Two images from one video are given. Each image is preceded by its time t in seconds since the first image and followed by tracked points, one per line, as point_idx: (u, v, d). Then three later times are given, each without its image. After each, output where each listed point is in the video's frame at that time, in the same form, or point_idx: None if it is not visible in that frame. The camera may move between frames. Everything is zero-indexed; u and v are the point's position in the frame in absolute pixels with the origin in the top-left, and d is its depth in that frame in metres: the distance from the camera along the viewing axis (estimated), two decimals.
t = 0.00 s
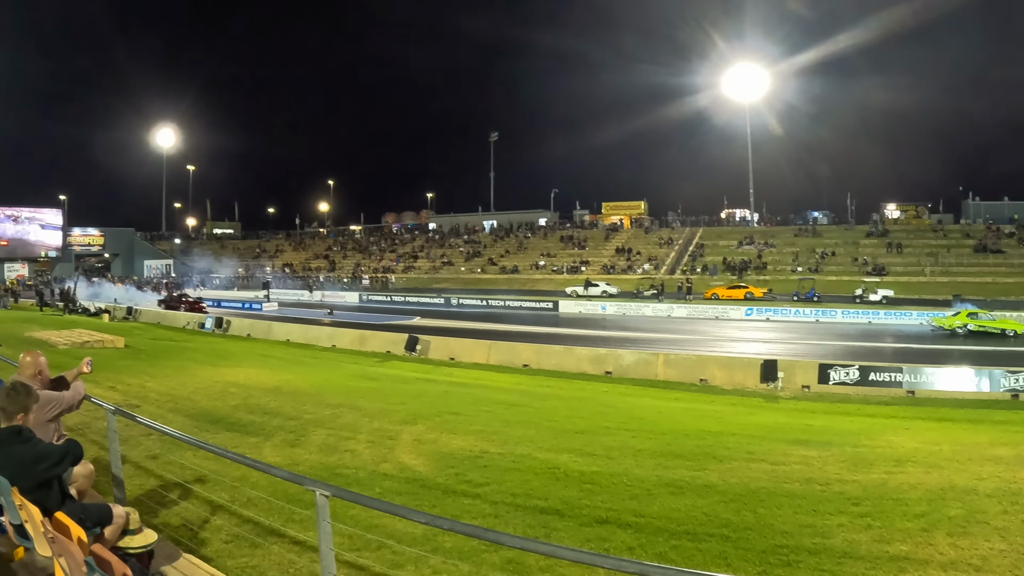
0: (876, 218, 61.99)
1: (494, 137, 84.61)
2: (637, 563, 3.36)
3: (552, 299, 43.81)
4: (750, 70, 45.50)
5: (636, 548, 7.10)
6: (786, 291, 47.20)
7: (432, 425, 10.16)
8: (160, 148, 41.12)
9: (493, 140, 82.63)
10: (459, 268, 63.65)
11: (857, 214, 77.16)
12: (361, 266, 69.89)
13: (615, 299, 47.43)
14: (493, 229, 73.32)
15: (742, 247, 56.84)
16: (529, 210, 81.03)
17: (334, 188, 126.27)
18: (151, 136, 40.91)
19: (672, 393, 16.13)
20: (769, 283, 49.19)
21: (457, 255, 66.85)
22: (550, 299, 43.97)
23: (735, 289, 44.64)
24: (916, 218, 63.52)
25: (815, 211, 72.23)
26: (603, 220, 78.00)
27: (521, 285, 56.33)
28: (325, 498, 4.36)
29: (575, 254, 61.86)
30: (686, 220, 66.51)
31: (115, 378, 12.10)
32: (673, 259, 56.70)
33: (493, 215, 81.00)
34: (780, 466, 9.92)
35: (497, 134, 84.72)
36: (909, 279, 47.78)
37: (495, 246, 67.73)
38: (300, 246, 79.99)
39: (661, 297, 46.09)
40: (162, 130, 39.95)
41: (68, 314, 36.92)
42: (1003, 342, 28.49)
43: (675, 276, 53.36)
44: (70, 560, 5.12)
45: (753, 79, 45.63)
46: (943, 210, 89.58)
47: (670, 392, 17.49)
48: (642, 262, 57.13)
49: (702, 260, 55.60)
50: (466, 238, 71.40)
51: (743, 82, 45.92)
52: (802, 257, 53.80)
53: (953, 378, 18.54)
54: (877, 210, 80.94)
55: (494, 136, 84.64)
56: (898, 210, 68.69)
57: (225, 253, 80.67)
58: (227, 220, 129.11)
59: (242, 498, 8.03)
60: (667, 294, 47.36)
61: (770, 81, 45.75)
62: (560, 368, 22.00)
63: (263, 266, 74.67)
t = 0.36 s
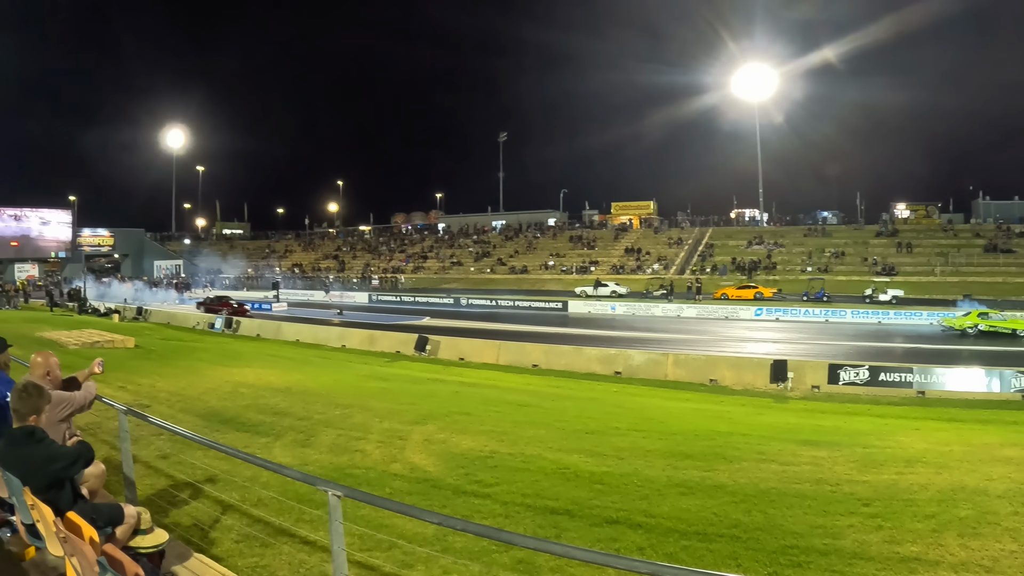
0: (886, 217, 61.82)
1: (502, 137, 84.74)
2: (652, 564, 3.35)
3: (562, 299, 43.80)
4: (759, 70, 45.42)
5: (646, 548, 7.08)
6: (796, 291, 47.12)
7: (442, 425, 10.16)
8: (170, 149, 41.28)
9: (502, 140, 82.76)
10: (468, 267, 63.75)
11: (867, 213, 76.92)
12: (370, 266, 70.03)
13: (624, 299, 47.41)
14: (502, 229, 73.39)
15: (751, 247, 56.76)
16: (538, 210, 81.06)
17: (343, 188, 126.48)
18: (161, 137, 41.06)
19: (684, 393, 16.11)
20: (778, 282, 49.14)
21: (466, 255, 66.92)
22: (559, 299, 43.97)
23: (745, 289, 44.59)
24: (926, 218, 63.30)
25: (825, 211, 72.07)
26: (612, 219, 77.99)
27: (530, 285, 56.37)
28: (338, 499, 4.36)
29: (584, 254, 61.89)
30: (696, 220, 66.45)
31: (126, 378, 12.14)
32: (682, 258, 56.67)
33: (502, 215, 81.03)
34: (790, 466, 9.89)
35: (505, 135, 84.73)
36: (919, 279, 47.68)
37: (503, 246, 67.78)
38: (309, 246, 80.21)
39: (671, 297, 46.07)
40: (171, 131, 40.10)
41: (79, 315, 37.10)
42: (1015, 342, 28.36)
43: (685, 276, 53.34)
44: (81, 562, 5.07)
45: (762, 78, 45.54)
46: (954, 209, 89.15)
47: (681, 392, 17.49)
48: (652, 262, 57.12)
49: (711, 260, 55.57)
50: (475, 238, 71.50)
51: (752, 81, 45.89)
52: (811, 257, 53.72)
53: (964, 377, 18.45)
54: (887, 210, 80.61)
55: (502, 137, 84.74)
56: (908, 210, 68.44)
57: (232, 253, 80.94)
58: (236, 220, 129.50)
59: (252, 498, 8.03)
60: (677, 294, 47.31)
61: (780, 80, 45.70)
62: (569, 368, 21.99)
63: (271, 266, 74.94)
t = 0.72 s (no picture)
0: (892, 217, 61.65)
1: (508, 138, 84.78)
2: (666, 564, 3.33)
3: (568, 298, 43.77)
4: (766, 70, 45.51)
5: (655, 548, 7.04)
6: (803, 290, 47.05)
7: (449, 425, 10.14)
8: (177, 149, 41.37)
9: (508, 140, 82.83)
10: (474, 267, 63.78)
11: (873, 213, 76.76)
12: (375, 266, 70.06)
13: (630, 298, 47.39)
14: (507, 229, 73.41)
15: (758, 247, 56.71)
16: (543, 210, 81.09)
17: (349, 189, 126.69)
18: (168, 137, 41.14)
19: (692, 392, 16.07)
20: (784, 282, 49.06)
21: (472, 255, 66.95)
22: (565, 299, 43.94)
23: (751, 289, 44.52)
24: (933, 218, 63.17)
25: (831, 210, 71.88)
26: (617, 219, 77.97)
27: (536, 284, 56.37)
28: (349, 499, 4.32)
29: (590, 254, 61.88)
30: (702, 219, 66.44)
31: (134, 377, 12.15)
32: (689, 258, 56.59)
33: (508, 215, 81.06)
34: (798, 466, 9.85)
35: (510, 135, 84.68)
36: (926, 278, 47.60)
37: (509, 246, 67.81)
38: (314, 246, 80.33)
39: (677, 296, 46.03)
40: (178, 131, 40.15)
41: (87, 314, 37.19)
42: None
43: (691, 275, 53.32)
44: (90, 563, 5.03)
45: (768, 78, 45.61)
46: (961, 209, 88.88)
47: (690, 391, 17.44)
48: (658, 261, 57.13)
49: (717, 259, 55.53)
50: (481, 238, 71.55)
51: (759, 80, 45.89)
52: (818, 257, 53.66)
53: (972, 377, 18.38)
54: (893, 210, 80.40)
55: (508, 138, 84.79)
56: (915, 209, 68.29)
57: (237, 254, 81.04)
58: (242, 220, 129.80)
59: (260, 498, 8.02)
60: (683, 294, 47.26)
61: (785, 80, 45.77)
62: (577, 368, 21.97)
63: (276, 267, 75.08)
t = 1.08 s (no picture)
0: (890, 216, 61.71)
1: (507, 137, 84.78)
2: (668, 564, 3.31)
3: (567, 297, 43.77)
4: (766, 69, 45.63)
5: (656, 548, 7.02)
6: (801, 289, 47.10)
7: (448, 424, 10.13)
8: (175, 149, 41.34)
9: (506, 140, 82.85)
10: (473, 267, 63.80)
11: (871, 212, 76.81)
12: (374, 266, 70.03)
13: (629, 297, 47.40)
14: (506, 228, 73.46)
15: (756, 246, 56.76)
16: (542, 210, 81.17)
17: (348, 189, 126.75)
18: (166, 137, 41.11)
19: (691, 391, 16.05)
20: (782, 281, 49.09)
21: (471, 255, 66.98)
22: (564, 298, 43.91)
23: (750, 288, 44.54)
24: (931, 217, 63.22)
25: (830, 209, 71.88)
26: (616, 218, 78.03)
27: (535, 284, 56.38)
28: (350, 500, 4.30)
29: (589, 253, 61.92)
30: (701, 218, 66.51)
31: (133, 377, 12.12)
32: (687, 258, 56.62)
33: (507, 215, 81.11)
34: (798, 465, 9.84)
35: (509, 134, 84.66)
36: (925, 277, 47.66)
37: (508, 245, 67.84)
38: (313, 246, 80.37)
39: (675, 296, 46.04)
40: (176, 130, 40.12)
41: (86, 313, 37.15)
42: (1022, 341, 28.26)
43: (690, 274, 53.38)
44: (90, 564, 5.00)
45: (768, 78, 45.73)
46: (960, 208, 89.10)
47: (689, 390, 17.43)
48: (656, 260, 57.21)
49: (716, 258, 55.59)
50: (480, 237, 71.59)
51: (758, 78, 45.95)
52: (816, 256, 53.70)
53: (970, 376, 18.38)
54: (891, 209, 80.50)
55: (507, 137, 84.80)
56: (913, 208, 68.37)
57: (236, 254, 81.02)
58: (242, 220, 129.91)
59: (260, 498, 8.01)
60: (682, 293, 47.27)
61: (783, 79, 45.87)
62: (576, 367, 21.95)
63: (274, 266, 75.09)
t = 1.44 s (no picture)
0: (886, 217, 61.81)
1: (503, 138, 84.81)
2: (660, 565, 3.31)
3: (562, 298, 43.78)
4: (762, 71, 45.71)
5: (651, 548, 7.03)
6: (796, 290, 47.18)
7: (443, 425, 10.14)
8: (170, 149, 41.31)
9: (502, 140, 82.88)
10: (469, 267, 63.81)
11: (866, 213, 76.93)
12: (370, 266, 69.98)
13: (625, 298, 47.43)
14: (502, 229, 73.47)
15: (752, 246, 56.84)
16: (538, 210, 81.24)
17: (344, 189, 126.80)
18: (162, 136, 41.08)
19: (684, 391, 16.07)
20: (778, 282, 49.16)
21: (466, 255, 66.98)
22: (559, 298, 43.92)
23: (745, 289, 44.59)
24: (926, 218, 63.33)
25: (825, 210, 72.05)
26: (612, 218, 78.12)
27: (531, 284, 56.41)
28: (345, 500, 4.30)
29: (584, 254, 61.96)
30: (696, 219, 66.58)
31: (128, 377, 12.10)
32: (682, 258, 56.69)
33: (503, 215, 81.14)
34: (793, 466, 9.86)
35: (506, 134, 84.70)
36: (920, 278, 47.75)
37: (504, 245, 67.87)
38: (309, 246, 80.35)
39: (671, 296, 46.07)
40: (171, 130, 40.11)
41: (80, 313, 37.11)
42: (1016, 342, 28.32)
43: (685, 275, 53.43)
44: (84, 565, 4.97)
45: (764, 79, 45.82)
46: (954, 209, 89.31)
47: (683, 391, 17.45)
48: (652, 261, 57.29)
49: (711, 259, 55.68)
50: (475, 237, 71.58)
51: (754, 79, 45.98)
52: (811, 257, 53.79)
53: (965, 376, 18.41)
54: (886, 210, 80.64)
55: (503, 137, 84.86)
56: (908, 209, 68.47)
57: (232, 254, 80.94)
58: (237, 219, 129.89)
59: (255, 498, 8.02)
60: (677, 294, 47.30)
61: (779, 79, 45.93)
62: (571, 368, 21.97)
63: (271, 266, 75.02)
